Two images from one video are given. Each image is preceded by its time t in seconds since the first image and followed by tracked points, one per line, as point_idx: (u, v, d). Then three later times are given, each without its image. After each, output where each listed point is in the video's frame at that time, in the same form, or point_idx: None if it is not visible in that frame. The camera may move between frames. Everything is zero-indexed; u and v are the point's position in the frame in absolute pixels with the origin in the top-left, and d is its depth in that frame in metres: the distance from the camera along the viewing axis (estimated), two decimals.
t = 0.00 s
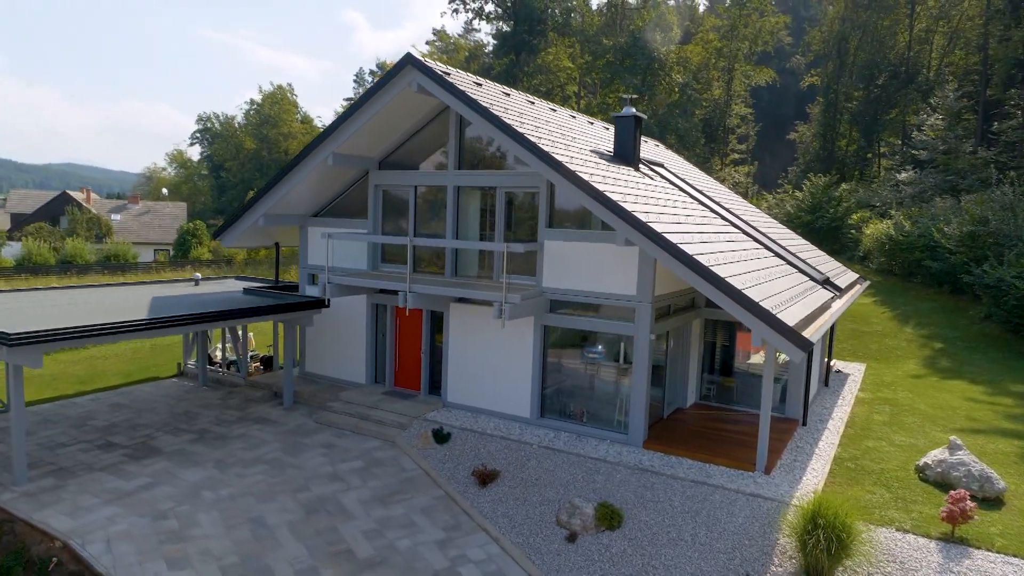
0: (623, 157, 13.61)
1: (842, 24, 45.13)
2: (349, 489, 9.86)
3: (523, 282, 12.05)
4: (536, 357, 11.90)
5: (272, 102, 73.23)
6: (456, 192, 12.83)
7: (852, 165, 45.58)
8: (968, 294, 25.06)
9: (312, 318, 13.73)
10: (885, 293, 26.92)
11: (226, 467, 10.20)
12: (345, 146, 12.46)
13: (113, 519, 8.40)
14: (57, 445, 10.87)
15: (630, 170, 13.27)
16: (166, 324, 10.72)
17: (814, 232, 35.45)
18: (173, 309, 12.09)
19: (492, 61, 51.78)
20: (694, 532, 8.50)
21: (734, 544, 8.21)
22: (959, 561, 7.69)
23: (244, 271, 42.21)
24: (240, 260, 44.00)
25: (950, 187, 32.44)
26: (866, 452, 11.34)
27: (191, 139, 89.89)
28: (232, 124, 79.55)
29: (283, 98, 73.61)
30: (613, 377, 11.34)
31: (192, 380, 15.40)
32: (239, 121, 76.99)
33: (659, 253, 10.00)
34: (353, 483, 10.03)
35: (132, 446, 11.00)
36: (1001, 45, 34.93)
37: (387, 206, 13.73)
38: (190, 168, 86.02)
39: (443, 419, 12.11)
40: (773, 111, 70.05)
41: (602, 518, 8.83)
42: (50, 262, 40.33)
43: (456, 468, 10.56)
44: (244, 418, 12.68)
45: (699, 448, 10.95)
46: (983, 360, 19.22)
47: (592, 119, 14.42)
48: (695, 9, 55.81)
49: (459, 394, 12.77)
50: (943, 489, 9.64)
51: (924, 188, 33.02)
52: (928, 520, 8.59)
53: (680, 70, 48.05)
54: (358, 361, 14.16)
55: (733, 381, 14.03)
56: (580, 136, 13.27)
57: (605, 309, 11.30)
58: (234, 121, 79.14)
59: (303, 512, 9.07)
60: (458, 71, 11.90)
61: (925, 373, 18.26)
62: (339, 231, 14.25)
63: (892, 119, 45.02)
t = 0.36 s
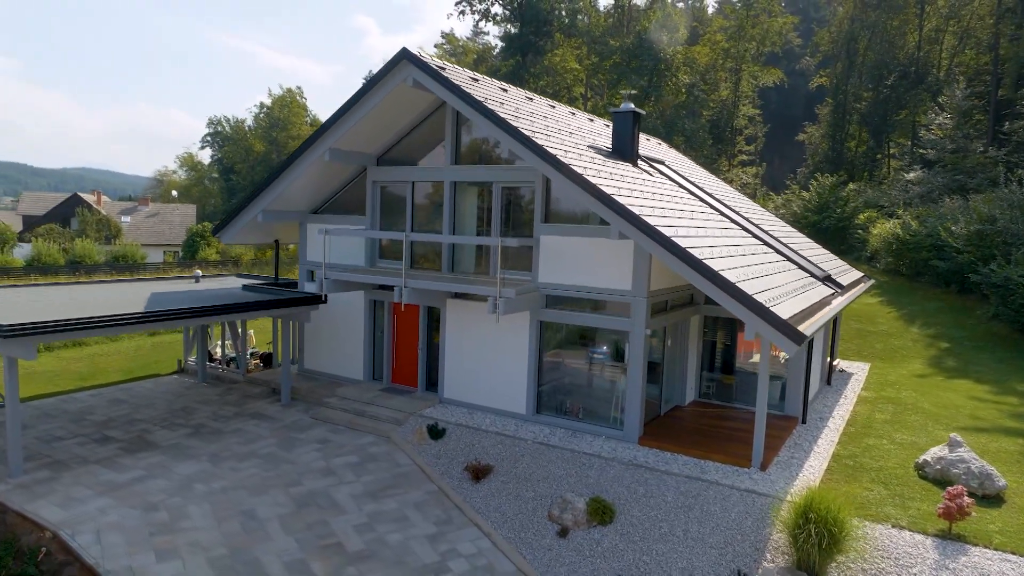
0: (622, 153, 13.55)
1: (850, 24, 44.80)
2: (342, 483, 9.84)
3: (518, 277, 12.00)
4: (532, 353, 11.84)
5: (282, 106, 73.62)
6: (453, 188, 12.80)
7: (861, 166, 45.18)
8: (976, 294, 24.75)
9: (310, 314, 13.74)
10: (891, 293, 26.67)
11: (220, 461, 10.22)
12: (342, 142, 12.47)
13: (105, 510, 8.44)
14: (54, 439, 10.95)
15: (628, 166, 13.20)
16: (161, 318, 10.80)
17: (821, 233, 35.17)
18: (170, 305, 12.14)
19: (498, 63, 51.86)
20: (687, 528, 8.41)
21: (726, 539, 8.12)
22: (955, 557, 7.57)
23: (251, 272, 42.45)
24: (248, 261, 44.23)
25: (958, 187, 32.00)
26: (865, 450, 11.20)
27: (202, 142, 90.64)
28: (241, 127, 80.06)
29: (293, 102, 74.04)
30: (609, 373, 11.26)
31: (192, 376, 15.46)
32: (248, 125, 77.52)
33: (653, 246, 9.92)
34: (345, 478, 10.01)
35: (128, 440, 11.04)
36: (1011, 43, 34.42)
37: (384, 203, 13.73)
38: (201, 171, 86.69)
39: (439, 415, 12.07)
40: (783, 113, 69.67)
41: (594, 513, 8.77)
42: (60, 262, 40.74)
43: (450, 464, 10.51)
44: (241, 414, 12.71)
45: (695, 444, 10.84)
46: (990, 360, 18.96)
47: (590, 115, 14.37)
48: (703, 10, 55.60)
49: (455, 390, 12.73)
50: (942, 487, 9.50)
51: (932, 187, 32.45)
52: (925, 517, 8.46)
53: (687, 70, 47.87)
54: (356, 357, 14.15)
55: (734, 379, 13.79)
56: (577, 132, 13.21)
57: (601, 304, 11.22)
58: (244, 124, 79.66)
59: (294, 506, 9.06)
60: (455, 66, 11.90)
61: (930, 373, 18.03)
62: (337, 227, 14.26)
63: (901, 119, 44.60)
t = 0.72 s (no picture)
0: (618, 149, 13.49)
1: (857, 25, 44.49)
2: (333, 478, 9.81)
3: (513, 273, 11.97)
4: (525, 350, 11.79)
5: (289, 109, 73.92)
6: (448, 184, 12.78)
7: (868, 167, 44.79)
8: (982, 294, 24.48)
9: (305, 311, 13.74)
10: (896, 293, 26.43)
11: (212, 455, 10.22)
12: (337, 138, 12.49)
13: (94, 502, 8.46)
14: (48, 433, 10.99)
15: (624, 162, 13.13)
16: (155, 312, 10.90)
17: (826, 233, 34.90)
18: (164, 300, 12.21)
19: (503, 65, 51.91)
20: (677, 524, 8.33)
21: (716, 534, 8.04)
22: (948, 554, 7.47)
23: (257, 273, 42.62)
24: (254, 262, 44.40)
25: (964, 188, 31.36)
26: (862, 447, 11.08)
27: (211, 145, 91.24)
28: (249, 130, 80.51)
29: (301, 105, 74.36)
30: (602, 369, 11.19)
31: (190, 373, 15.51)
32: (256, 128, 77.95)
33: (645, 241, 9.86)
34: (336, 473, 9.99)
35: (122, 435, 11.07)
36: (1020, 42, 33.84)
37: (380, 199, 13.74)
38: (210, 174, 87.23)
39: (433, 412, 12.04)
40: (791, 115, 69.31)
41: (584, 509, 8.70)
42: (67, 263, 41.04)
43: (442, 460, 10.47)
44: (237, 410, 12.73)
45: (689, 441, 10.76)
46: (995, 360, 18.72)
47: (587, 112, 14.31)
48: (709, 12, 55.42)
49: (450, 387, 12.69)
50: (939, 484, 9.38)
51: (938, 188, 31.83)
52: (919, 514, 8.35)
53: (692, 71, 47.70)
54: (352, 354, 14.14)
55: (733, 378, 13.63)
56: (572, 128, 13.17)
57: (595, 300, 11.15)
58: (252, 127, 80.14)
59: (284, 500, 9.04)
60: (449, 62, 11.88)
61: (933, 372, 17.82)
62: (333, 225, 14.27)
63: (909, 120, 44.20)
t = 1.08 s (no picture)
0: (613, 145, 13.41)
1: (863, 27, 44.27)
2: (322, 474, 9.79)
3: (505, 270, 11.93)
4: (518, 346, 11.73)
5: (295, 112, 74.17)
6: (441, 181, 12.75)
7: (874, 169, 44.50)
8: (987, 295, 24.25)
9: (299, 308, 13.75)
10: (900, 294, 26.20)
11: (203, 450, 10.23)
12: (331, 134, 12.49)
13: (82, 496, 8.49)
14: (41, 429, 11.04)
15: (619, 159, 13.06)
16: (139, 309, 11.04)
17: (830, 234, 34.69)
18: (156, 297, 12.29)
19: (507, 68, 51.90)
20: (665, 520, 8.25)
21: (704, 530, 7.97)
22: (938, 551, 7.38)
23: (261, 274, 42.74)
24: (258, 263, 44.54)
25: (968, 188, 30.98)
26: (857, 445, 10.97)
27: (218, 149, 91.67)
28: (255, 133, 80.85)
29: (307, 109, 74.62)
30: (595, 366, 11.11)
31: (187, 371, 15.55)
32: (263, 131, 78.30)
33: (634, 235, 9.79)
34: (326, 469, 9.96)
35: (114, 430, 11.10)
36: None
37: (375, 197, 13.73)
38: (216, 177, 87.69)
39: (426, 409, 12.00)
40: (797, 116, 69.02)
41: (572, 505, 8.65)
42: (72, 265, 41.31)
43: (433, 456, 10.42)
44: (231, 407, 12.75)
45: (681, 438, 10.66)
46: (998, 360, 18.53)
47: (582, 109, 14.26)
48: (714, 14, 55.24)
49: (443, 384, 12.64)
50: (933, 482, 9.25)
51: (942, 189, 31.53)
52: (911, 511, 8.25)
53: (695, 73, 47.52)
54: (346, 352, 14.13)
55: (729, 375, 13.48)
56: (566, 125, 13.14)
57: (586, 296, 11.09)
58: (258, 130, 80.49)
59: (272, 495, 9.03)
60: (442, 58, 11.85)
61: (935, 372, 17.65)
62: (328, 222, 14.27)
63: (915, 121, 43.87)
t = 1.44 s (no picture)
0: (607, 143, 13.38)
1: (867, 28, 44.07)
2: (311, 470, 9.76)
3: (497, 268, 11.90)
4: (510, 344, 11.69)
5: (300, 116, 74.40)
6: (434, 179, 12.73)
7: (878, 171, 44.25)
8: (990, 296, 24.02)
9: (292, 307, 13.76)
10: (903, 295, 25.98)
11: (192, 447, 10.23)
12: (324, 132, 12.50)
13: (68, 491, 8.50)
14: (33, 425, 11.06)
15: (613, 156, 13.03)
16: (128, 304, 11.09)
17: (833, 236, 34.50)
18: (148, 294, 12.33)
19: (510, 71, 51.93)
20: (652, 517, 8.17)
21: (691, 527, 7.89)
22: (927, 549, 7.28)
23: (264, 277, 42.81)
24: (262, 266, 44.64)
25: (972, 189, 30.75)
26: (852, 444, 10.86)
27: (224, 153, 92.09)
28: (261, 137, 81.19)
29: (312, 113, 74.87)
30: (586, 364, 11.05)
31: (183, 370, 15.57)
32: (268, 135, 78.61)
33: (623, 230, 9.72)
34: (315, 466, 9.93)
35: (106, 427, 11.11)
36: None
37: (369, 195, 13.73)
38: (222, 181, 88.07)
39: (417, 406, 11.96)
40: (802, 119, 68.74)
41: (559, 501, 8.58)
42: (77, 267, 41.55)
43: (422, 453, 10.38)
44: (224, 405, 12.74)
45: (672, 436, 10.58)
46: (1000, 360, 18.34)
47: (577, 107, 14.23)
48: (718, 16, 55.11)
49: (435, 382, 12.61)
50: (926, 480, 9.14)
51: (945, 190, 31.32)
52: (902, 509, 8.15)
53: (698, 75, 47.20)
54: (340, 350, 14.11)
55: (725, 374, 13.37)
56: (560, 123, 13.12)
57: (577, 293, 11.04)
58: (264, 134, 80.81)
59: (259, 491, 9.01)
60: (434, 56, 11.86)
61: (936, 373, 17.49)
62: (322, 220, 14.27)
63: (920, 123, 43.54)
